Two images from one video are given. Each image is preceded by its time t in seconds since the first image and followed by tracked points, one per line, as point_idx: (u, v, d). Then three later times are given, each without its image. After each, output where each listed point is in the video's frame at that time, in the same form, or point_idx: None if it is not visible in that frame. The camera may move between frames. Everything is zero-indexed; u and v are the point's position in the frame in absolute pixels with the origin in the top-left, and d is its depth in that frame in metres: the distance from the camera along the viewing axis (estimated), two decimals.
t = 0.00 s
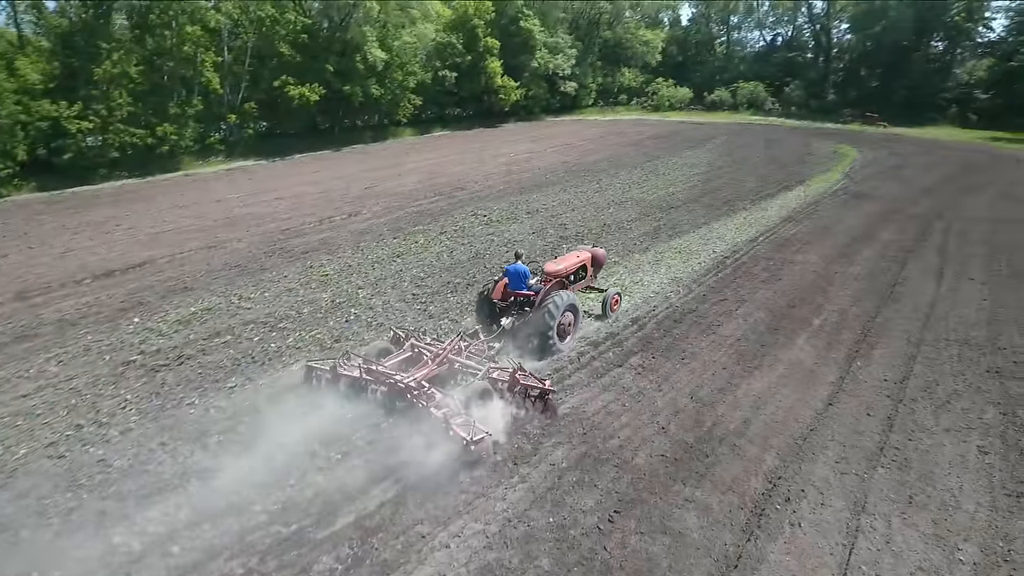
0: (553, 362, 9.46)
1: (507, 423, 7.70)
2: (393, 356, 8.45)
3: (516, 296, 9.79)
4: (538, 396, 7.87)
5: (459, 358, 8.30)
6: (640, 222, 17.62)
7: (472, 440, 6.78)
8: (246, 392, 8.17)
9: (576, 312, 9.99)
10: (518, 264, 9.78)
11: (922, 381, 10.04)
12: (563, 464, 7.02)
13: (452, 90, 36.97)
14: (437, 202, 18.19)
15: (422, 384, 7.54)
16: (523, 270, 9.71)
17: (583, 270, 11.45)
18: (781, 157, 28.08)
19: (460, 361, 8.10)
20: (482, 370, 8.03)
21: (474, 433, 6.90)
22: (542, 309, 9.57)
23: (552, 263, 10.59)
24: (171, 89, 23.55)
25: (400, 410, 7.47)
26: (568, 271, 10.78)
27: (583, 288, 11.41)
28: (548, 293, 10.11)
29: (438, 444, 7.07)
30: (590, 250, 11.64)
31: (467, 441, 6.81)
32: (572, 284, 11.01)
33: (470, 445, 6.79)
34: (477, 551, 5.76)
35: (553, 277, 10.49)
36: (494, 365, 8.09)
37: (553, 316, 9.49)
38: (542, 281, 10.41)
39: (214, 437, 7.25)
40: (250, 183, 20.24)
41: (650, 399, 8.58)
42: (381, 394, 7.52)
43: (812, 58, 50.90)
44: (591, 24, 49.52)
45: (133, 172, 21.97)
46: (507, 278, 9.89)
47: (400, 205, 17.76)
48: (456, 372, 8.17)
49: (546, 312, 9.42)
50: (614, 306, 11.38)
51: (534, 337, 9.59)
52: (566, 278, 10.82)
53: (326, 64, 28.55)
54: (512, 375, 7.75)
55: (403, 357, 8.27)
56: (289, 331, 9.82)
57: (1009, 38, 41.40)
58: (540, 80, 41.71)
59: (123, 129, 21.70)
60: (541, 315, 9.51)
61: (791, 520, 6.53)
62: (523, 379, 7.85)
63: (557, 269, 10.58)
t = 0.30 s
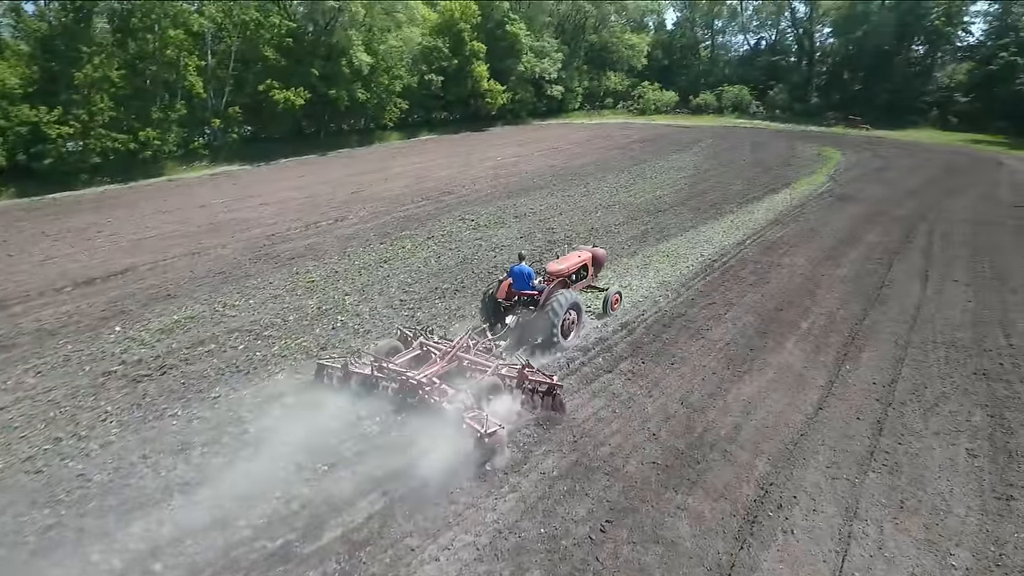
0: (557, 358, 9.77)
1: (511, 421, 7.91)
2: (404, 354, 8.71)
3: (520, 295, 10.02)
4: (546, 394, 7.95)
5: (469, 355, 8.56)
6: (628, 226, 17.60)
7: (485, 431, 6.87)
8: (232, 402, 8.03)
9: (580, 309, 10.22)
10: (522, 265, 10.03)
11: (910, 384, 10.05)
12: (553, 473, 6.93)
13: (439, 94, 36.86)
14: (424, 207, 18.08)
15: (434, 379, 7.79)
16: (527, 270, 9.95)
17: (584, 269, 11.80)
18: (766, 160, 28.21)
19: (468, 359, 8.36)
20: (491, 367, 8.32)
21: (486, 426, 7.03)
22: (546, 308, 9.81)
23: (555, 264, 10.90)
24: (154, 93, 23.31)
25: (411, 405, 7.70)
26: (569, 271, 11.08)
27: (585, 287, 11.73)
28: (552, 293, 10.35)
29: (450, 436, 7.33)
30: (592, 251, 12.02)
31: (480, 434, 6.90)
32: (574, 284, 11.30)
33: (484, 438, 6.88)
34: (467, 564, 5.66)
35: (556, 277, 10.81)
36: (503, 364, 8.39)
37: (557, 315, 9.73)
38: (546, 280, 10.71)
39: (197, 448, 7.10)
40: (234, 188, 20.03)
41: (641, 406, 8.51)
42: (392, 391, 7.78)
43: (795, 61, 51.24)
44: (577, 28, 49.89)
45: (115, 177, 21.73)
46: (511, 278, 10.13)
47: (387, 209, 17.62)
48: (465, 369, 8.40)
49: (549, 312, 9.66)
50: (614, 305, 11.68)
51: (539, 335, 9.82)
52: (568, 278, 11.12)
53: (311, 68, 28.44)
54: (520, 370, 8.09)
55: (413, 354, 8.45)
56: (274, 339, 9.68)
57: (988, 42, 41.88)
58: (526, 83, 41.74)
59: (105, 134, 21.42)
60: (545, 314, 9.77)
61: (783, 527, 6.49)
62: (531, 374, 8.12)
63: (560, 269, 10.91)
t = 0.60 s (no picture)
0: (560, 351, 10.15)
1: (520, 414, 8.30)
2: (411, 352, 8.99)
3: (523, 293, 10.37)
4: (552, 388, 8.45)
5: (474, 353, 8.83)
6: (614, 230, 17.55)
7: (499, 427, 7.15)
8: (213, 415, 7.84)
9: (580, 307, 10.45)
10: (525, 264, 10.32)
11: (897, 388, 10.03)
12: (542, 484, 6.82)
13: (423, 97, 36.72)
14: (409, 212, 17.93)
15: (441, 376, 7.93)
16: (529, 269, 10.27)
17: (584, 269, 12.08)
18: (750, 164, 28.32)
19: (474, 357, 8.65)
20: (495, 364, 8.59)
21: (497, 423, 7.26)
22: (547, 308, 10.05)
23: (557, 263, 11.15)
24: (133, 98, 22.98)
25: (418, 404, 7.72)
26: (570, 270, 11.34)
27: (585, 286, 12.06)
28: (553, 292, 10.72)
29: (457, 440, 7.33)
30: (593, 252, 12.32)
31: (492, 429, 7.18)
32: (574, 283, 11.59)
33: (496, 432, 7.15)
34: None
35: (557, 277, 11.04)
36: (508, 360, 8.66)
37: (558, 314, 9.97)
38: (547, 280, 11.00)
39: (177, 464, 6.90)
40: (215, 194, 19.76)
41: (630, 413, 8.42)
42: (401, 389, 7.83)
43: (777, 65, 51.67)
44: (561, 32, 50.19)
45: (94, 184, 21.38)
46: (513, 278, 10.43)
47: (371, 215, 17.45)
48: (470, 366, 8.72)
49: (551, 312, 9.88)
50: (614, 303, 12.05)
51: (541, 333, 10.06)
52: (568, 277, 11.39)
53: (293, 72, 28.27)
54: (525, 367, 8.43)
55: (420, 352, 8.74)
56: (256, 349, 9.50)
57: (966, 46, 42.40)
58: (510, 87, 41.70)
59: (83, 140, 21.07)
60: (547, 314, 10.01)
61: (775, 537, 6.41)
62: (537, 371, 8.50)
63: (561, 269, 11.19)
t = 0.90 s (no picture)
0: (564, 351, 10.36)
1: (528, 411, 8.41)
2: (418, 351, 9.03)
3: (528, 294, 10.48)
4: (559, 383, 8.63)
5: (482, 351, 8.95)
6: (600, 234, 17.47)
7: (512, 421, 7.30)
8: (195, 428, 7.62)
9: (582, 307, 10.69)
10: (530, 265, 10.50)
11: (887, 392, 10.01)
12: (535, 495, 6.67)
13: (406, 101, 36.55)
14: (393, 217, 17.74)
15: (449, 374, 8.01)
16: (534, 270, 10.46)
17: (585, 269, 12.54)
18: (733, 167, 28.43)
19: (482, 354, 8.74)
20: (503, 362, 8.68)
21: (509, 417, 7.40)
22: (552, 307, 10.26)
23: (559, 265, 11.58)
24: (110, 102, 22.53)
25: (425, 405, 7.82)
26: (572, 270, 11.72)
27: (585, 287, 12.40)
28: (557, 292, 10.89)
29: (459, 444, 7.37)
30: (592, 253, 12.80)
31: (503, 423, 7.31)
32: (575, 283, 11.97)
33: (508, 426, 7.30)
34: None
35: (560, 276, 11.40)
36: (515, 358, 8.77)
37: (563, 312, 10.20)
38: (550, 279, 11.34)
39: (159, 480, 6.68)
40: (196, 199, 19.44)
41: (622, 421, 8.30)
42: (410, 387, 7.92)
43: (757, 69, 52.10)
44: (544, 36, 50.31)
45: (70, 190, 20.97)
46: (517, 277, 10.56)
47: (356, 220, 17.23)
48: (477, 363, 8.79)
49: (556, 311, 10.11)
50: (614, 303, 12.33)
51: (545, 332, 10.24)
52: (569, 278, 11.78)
53: (275, 76, 28.00)
54: (534, 363, 8.55)
55: (429, 350, 8.81)
56: (239, 359, 9.28)
57: (942, 51, 42.97)
58: (494, 91, 41.64)
59: (59, 145, 20.68)
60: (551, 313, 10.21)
61: (772, 546, 6.32)
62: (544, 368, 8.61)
63: (564, 270, 11.59)
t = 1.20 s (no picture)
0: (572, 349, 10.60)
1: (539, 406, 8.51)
2: (430, 349, 9.07)
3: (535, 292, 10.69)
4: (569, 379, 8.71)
5: (493, 348, 8.91)
6: (590, 238, 17.39)
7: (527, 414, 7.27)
8: (183, 442, 7.40)
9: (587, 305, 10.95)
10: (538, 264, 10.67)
11: (882, 395, 9.97)
12: (535, 507, 6.53)
13: (390, 105, 36.37)
14: (381, 222, 17.56)
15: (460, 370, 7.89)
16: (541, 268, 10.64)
17: (588, 268, 12.56)
18: (719, 170, 28.49)
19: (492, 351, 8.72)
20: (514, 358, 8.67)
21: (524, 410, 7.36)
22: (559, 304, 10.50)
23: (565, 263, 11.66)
24: (89, 107, 22.17)
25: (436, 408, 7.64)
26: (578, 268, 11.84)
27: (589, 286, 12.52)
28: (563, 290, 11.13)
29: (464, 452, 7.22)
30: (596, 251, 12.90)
31: (519, 418, 7.26)
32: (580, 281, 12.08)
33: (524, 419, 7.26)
34: None
35: (566, 276, 11.55)
36: (525, 354, 8.78)
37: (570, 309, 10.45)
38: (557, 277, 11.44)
39: (145, 497, 6.45)
40: (178, 205, 19.12)
41: (619, 428, 8.18)
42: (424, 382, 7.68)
43: (740, 73, 52.47)
44: (528, 40, 50.19)
45: (48, 196, 20.53)
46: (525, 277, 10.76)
47: (342, 225, 17.03)
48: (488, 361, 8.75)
49: (564, 308, 10.35)
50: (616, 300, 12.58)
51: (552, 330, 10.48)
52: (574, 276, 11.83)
53: (258, 80, 27.70)
54: (544, 360, 8.54)
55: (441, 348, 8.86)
56: (226, 369, 9.05)
57: (921, 55, 43.51)
58: (479, 95, 41.53)
59: (36, 150, 20.26)
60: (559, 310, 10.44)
61: (776, 555, 6.21)
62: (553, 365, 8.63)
63: (569, 268, 11.69)
